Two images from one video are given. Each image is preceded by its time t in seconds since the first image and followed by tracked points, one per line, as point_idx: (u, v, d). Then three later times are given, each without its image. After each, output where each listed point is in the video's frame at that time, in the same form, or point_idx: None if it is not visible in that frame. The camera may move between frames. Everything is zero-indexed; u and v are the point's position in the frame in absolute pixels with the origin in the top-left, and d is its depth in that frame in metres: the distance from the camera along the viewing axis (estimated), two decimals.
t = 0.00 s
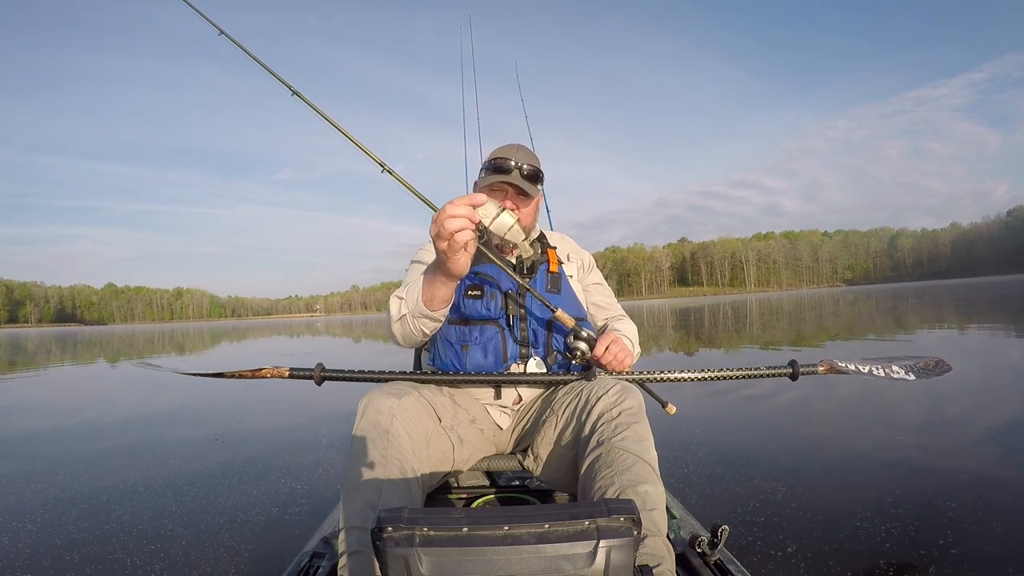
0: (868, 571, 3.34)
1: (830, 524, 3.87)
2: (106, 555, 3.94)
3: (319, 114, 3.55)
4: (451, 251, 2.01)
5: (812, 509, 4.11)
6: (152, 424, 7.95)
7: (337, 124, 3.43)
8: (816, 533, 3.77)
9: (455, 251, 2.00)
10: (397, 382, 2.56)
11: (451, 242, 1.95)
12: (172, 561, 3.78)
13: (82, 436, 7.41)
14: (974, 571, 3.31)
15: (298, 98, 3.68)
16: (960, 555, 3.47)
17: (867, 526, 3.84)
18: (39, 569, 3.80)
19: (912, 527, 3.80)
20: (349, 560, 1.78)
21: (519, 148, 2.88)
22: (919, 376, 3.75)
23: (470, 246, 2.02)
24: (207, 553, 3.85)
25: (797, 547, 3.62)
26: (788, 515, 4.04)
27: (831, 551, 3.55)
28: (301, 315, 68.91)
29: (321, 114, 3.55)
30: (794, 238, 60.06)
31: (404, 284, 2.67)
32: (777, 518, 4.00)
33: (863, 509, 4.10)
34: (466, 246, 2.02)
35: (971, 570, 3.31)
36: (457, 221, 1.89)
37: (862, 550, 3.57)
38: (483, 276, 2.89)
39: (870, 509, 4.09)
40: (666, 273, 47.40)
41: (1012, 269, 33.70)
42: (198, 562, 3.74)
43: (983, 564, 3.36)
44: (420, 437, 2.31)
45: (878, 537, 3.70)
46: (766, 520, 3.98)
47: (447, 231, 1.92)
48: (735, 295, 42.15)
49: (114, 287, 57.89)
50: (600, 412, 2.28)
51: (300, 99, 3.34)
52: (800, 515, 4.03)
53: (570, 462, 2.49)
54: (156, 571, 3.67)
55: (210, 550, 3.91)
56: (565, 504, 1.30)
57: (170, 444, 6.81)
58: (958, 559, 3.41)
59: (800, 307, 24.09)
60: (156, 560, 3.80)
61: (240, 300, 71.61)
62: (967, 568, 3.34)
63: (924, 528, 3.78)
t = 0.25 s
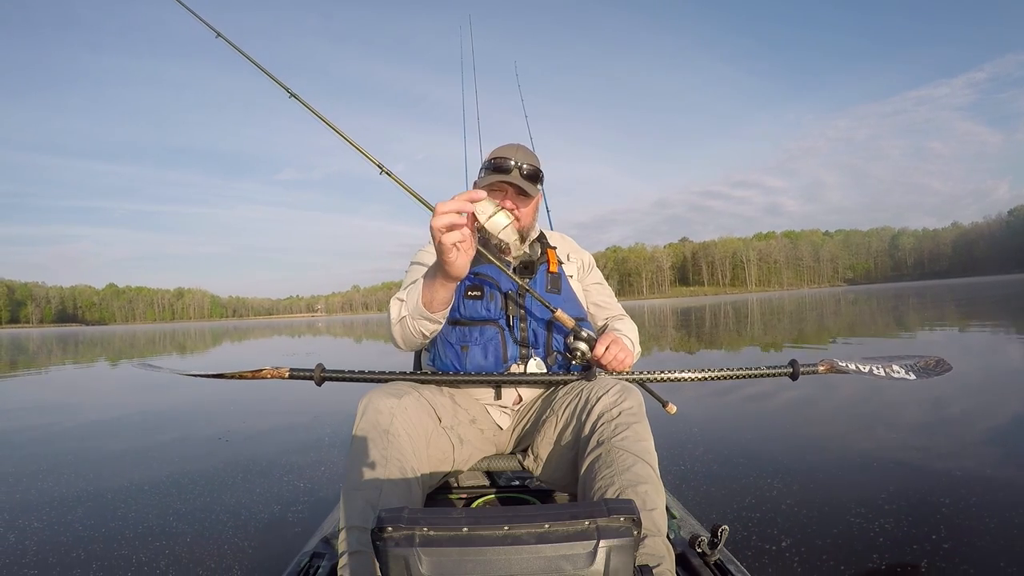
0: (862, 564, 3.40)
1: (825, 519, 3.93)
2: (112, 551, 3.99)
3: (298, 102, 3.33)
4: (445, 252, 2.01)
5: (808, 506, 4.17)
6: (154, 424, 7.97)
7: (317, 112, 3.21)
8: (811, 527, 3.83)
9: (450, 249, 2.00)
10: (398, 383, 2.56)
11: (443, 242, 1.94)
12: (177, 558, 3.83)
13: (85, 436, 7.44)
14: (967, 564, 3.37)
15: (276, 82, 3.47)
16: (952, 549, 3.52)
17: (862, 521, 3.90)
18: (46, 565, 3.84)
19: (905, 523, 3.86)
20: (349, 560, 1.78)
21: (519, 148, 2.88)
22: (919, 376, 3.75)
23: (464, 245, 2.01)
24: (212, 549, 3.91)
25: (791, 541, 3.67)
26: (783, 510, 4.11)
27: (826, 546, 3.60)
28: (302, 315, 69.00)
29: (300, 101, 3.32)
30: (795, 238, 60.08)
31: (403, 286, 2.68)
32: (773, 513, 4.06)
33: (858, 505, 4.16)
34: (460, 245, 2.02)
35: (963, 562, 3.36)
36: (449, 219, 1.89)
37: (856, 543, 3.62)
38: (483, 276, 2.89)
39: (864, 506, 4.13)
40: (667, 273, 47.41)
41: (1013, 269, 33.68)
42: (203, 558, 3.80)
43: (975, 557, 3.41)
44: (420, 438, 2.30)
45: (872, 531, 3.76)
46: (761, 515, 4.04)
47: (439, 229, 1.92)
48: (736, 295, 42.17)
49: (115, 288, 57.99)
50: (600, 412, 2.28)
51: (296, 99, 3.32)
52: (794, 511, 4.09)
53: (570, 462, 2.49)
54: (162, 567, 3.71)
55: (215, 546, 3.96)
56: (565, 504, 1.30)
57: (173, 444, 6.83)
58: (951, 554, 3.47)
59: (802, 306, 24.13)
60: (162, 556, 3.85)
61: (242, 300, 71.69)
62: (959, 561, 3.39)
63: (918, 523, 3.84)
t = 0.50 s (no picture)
0: (855, 560, 3.46)
1: (819, 516, 4.00)
2: (117, 548, 4.01)
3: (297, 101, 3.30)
4: (447, 253, 2.01)
5: (804, 502, 4.23)
6: (156, 423, 7.99)
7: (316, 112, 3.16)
8: (806, 523, 3.90)
9: (452, 251, 2.00)
10: (398, 383, 2.57)
11: (445, 245, 1.94)
12: (181, 554, 3.85)
13: (87, 435, 7.45)
14: (959, 559, 3.42)
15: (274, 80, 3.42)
16: (946, 545, 3.58)
17: (857, 517, 3.96)
18: (52, 562, 3.85)
19: (899, 519, 3.92)
20: (349, 559, 1.78)
21: (519, 149, 2.88)
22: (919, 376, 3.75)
23: (466, 247, 2.01)
24: (216, 546, 3.93)
25: (786, 536, 3.74)
26: (778, 507, 4.18)
27: (820, 541, 3.66)
28: (303, 315, 69.05)
29: (298, 101, 3.29)
30: (796, 238, 60.08)
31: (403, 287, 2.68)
32: (770, 511, 4.12)
33: (854, 502, 4.21)
34: (462, 247, 2.02)
35: (957, 558, 3.42)
36: (453, 221, 1.89)
37: (851, 538, 3.68)
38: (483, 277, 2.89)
39: (860, 503, 4.19)
40: (668, 273, 47.42)
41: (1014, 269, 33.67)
42: (207, 554, 3.82)
43: (968, 552, 3.47)
44: (420, 437, 2.30)
45: (866, 526, 3.83)
46: (757, 512, 4.11)
47: (443, 231, 1.92)
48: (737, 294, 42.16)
49: (116, 288, 58.04)
50: (600, 412, 2.28)
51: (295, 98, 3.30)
52: (790, 508, 4.16)
53: (570, 462, 2.49)
54: (167, 564, 3.73)
55: (219, 542, 3.99)
56: (565, 504, 1.30)
57: (175, 443, 6.84)
58: (945, 549, 3.53)
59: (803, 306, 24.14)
60: (167, 553, 3.87)
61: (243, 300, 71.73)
62: (952, 556, 3.46)
63: (912, 519, 3.90)
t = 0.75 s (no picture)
0: (848, 554, 3.53)
1: (813, 511, 4.08)
2: (123, 545, 4.03)
3: (303, 107, 3.42)
4: (445, 258, 2.00)
5: (799, 498, 4.30)
6: (158, 424, 8.00)
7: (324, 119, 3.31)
8: (801, 519, 3.96)
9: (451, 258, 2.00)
10: (398, 382, 2.57)
11: (445, 251, 1.94)
12: (186, 551, 3.87)
13: (90, 435, 7.47)
14: (952, 553, 3.49)
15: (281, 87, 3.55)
16: (939, 540, 3.65)
17: (851, 513, 4.03)
18: (58, 559, 3.86)
19: (893, 514, 3.98)
20: (349, 559, 1.79)
21: (519, 149, 2.88)
22: (919, 376, 3.75)
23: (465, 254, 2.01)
24: (219, 543, 3.95)
25: (781, 532, 3.80)
26: (773, 502, 4.25)
27: (814, 536, 3.73)
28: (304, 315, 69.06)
29: (305, 107, 3.41)
30: (796, 237, 60.07)
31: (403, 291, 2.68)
32: (766, 507, 4.17)
33: (849, 498, 4.27)
34: (461, 254, 2.02)
35: (949, 552, 3.49)
36: (452, 229, 1.89)
37: (844, 533, 3.74)
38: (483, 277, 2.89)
39: (855, 500, 4.23)
40: (669, 273, 47.39)
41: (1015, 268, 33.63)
42: (211, 551, 3.84)
43: (960, 546, 3.54)
44: (420, 437, 2.30)
45: (859, 521, 3.90)
46: (753, 508, 4.17)
47: (442, 239, 1.92)
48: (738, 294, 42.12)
49: (117, 288, 58.07)
50: (600, 412, 2.28)
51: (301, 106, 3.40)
52: (785, 503, 4.22)
53: (570, 462, 2.49)
54: (172, 561, 3.74)
55: (223, 539, 4.01)
56: (565, 503, 1.30)
57: (177, 443, 6.85)
58: (937, 543, 3.60)
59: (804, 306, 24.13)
60: (172, 550, 3.89)
61: (244, 300, 71.74)
62: (944, 550, 3.53)
63: (906, 515, 3.97)
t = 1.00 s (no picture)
0: (841, 547, 3.56)
1: (807, 505, 4.12)
2: (128, 543, 4.04)
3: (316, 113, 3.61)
4: (447, 266, 2.00)
5: (793, 494, 4.35)
6: (160, 424, 8.01)
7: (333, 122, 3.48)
8: (796, 514, 4.00)
9: (453, 268, 1.99)
10: (398, 382, 2.57)
11: (446, 258, 1.94)
12: (190, 549, 3.88)
13: (92, 436, 7.48)
14: (944, 548, 3.52)
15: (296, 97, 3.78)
16: (932, 535, 3.67)
17: (845, 508, 4.07)
18: (64, 557, 3.88)
19: (886, 510, 4.02)
20: (349, 559, 1.79)
21: (520, 148, 2.88)
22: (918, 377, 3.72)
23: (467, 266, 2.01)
24: (223, 541, 3.97)
25: (776, 526, 3.83)
26: (768, 497, 4.30)
27: (808, 530, 3.76)
28: (305, 316, 69.08)
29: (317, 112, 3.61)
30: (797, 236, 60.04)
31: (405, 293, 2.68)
32: (761, 503, 4.21)
33: (843, 493, 4.31)
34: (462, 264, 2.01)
35: (942, 547, 3.51)
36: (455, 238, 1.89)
37: (839, 528, 3.77)
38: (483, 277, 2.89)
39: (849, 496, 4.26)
40: (670, 273, 47.36)
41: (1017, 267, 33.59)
42: (216, 548, 3.86)
43: (954, 542, 3.55)
44: (421, 437, 2.30)
45: (853, 517, 3.93)
46: (748, 503, 4.22)
47: (446, 246, 1.91)
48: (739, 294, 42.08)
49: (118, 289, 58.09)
50: (600, 412, 2.28)
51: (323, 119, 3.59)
52: (780, 499, 4.26)
53: (570, 462, 2.48)
54: (178, 558, 3.76)
55: (227, 537, 4.02)
56: (565, 503, 1.30)
57: (179, 443, 6.86)
58: (930, 538, 3.63)
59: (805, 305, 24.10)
60: (176, 548, 3.90)
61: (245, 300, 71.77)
62: (937, 545, 3.54)
63: (899, 510, 4.01)
